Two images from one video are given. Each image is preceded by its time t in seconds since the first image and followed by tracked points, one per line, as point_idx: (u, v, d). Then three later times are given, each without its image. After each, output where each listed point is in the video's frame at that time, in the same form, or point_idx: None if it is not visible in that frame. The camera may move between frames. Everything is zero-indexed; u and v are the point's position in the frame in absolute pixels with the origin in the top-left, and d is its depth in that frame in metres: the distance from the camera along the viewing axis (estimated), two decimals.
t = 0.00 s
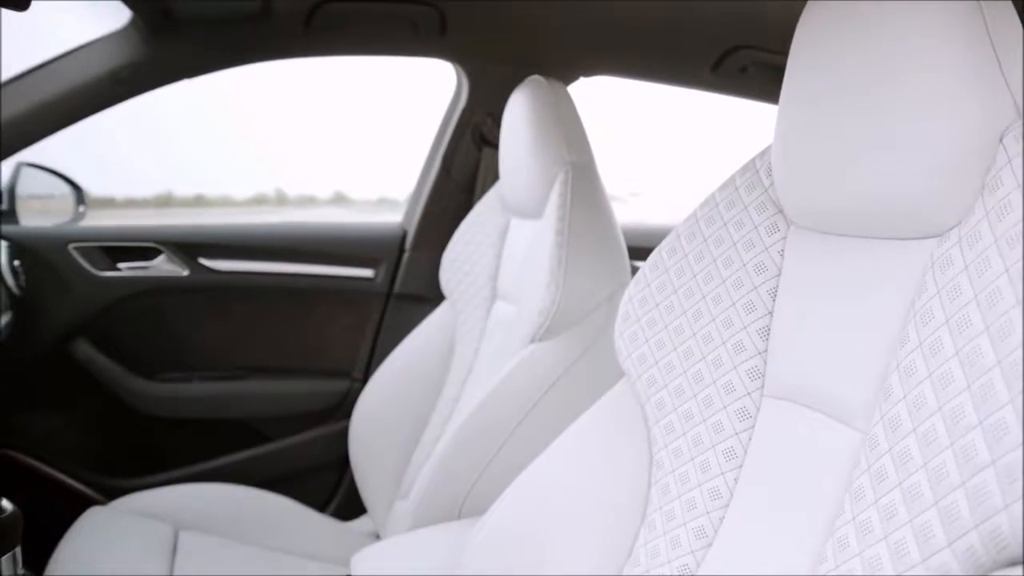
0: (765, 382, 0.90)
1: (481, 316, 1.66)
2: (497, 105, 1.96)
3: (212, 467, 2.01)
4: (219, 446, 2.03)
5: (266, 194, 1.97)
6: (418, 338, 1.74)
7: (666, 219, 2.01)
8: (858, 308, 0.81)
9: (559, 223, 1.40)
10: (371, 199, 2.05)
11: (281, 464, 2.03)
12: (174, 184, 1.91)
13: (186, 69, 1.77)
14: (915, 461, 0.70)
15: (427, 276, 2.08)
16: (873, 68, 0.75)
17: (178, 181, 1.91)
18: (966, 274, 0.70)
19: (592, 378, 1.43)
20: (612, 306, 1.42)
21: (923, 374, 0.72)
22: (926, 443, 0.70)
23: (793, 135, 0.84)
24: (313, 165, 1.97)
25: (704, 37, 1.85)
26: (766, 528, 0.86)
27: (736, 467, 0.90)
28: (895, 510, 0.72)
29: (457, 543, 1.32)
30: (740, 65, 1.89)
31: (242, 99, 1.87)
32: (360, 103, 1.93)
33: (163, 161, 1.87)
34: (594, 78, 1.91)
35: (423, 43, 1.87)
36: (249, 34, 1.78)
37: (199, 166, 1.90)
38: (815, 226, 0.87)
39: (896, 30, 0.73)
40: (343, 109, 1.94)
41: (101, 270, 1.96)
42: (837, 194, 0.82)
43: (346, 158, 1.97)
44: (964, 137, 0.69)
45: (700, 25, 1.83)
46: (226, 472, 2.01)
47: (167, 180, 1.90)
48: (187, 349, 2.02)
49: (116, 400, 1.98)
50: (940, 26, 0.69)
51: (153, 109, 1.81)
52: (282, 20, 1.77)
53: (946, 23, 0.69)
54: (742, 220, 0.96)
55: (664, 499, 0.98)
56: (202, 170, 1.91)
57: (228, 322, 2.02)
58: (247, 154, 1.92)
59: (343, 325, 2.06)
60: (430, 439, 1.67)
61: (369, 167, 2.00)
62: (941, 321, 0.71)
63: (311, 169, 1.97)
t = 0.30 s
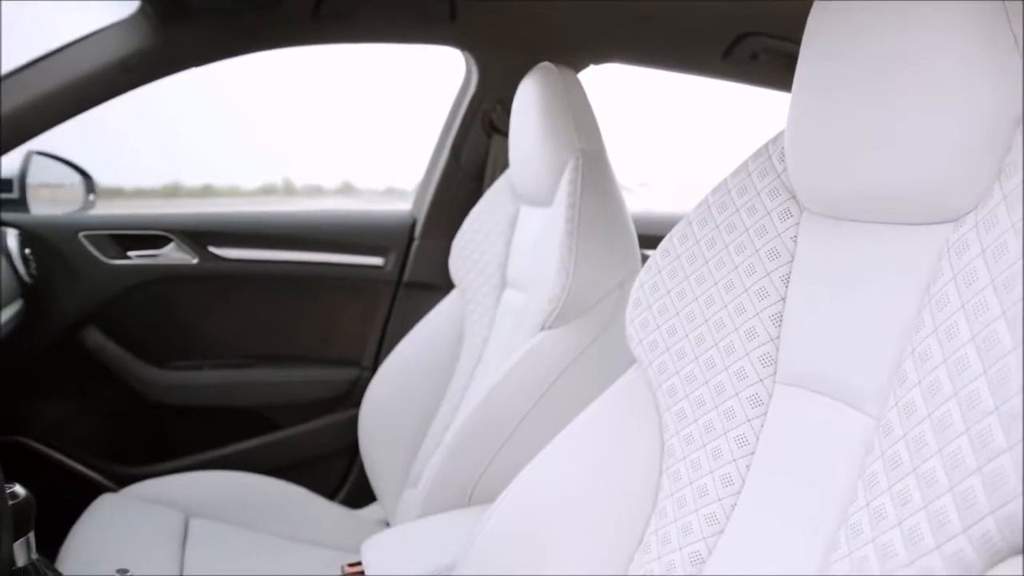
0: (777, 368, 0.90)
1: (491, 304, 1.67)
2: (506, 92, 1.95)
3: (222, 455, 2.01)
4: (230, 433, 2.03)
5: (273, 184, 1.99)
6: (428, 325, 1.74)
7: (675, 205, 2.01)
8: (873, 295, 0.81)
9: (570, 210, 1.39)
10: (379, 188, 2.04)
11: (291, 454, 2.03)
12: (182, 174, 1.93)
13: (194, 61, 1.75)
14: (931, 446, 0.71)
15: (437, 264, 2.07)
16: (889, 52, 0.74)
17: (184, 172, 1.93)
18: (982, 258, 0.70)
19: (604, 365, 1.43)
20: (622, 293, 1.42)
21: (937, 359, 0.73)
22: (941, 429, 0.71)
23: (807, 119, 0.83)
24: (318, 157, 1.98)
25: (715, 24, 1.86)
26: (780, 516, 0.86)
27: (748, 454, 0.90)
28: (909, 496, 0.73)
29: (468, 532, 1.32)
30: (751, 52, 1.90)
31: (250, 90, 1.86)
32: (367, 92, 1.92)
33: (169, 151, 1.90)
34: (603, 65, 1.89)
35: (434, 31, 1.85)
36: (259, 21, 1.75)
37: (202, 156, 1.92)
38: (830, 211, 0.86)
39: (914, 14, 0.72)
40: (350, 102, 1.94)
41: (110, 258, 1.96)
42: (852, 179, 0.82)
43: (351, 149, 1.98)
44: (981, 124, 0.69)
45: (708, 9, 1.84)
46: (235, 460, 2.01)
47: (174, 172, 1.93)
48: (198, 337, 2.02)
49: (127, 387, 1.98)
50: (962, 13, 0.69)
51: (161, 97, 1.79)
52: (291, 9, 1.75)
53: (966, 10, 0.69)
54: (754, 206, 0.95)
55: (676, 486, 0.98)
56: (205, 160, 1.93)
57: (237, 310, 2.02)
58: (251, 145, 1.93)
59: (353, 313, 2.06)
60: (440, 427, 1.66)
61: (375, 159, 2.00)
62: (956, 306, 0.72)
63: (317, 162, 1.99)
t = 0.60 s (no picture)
0: (789, 354, 0.90)
1: (500, 291, 1.66)
2: (514, 82, 1.95)
3: (230, 443, 2.00)
4: (240, 421, 2.04)
5: (281, 173, 1.99)
6: (437, 312, 1.73)
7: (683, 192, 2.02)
8: (887, 280, 0.81)
9: (580, 196, 1.39)
10: (386, 176, 2.03)
11: (301, 442, 2.03)
12: (191, 164, 1.93)
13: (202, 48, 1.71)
14: (944, 432, 0.71)
15: (445, 252, 2.07)
16: (897, 39, 0.74)
17: (193, 163, 1.93)
18: (999, 243, 0.70)
19: (615, 353, 1.41)
20: (632, 281, 1.41)
21: (953, 343, 0.73)
22: (956, 415, 0.71)
23: (819, 104, 0.83)
24: (326, 145, 1.98)
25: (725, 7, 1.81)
26: (793, 502, 0.85)
27: (760, 440, 0.90)
28: (922, 481, 0.73)
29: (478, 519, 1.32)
30: (763, 38, 1.83)
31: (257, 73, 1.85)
32: (376, 79, 1.91)
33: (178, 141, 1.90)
34: (612, 51, 1.86)
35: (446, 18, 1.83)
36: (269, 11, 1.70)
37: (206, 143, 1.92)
38: (841, 196, 0.86)
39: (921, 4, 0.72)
40: (359, 87, 1.93)
41: (120, 246, 1.96)
42: (863, 165, 0.81)
43: (360, 138, 1.97)
44: (991, 109, 0.69)
45: None
46: (244, 447, 2.01)
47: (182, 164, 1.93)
48: (208, 324, 2.03)
49: (137, 375, 1.98)
50: None
51: (169, 83, 1.77)
52: None
53: None
54: (766, 191, 0.95)
55: (687, 472, 0.97)
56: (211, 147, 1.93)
57: (246, 297, 2.03)
58: (259, 134, 1.93)
59: (362, 300, 2.06)
60: (449, 415, 1.66)
61: (383, 147, 1.99)
62: (972, 290, 0.72)
63: (325, 150, 1.99)
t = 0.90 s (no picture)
0: (797, 343, 0.89)
1: (506, 282, 1.66)
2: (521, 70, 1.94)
3: (237, 433, 2.02)
4: (246, 411, 2.04)
5: (286, 164, 1.97)
6: (443, 303, 1.74)
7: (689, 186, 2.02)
8: (896, 269, 0.80)
9: (587, 186, 1.38)
10: (391, 168, 2.04)
11: (307, 432, 2.04)
12: (197, 157, 1.91)
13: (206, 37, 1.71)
14: (954, 420, 0.72)
15: (450, 243, 2.07)
16: (908, 30, 0.74)
17: (200, 156, 1.91)
18: (1010, 231, 0.70)
19: (623, 343, 1.42)
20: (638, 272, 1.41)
21: (963, 332, 0.73)
22: (966, 403, 0.71)
23: (829, 96, 0.83)
24: (331, 138, 1.97)
25: None
26: (801, 491, 0.85)
27: (767, 430, 0.90)
28: (931, 470, 0.73)
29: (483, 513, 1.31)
30: (770, 27, 1.84)
31: (262, 63, 1.84)
32: (380, 70, 1.91)
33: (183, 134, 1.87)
34: (617, 41, 1.86)
35: (454, 8, 1.83)
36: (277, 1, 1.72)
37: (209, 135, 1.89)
38: (850, 184, 0.86)
39: None
40: (364, 79, 1.92)
41: (126, 237, 1.94)
42: (873, 154, 0.81)
43: (366, 130, 1.96)
44: (998, 97, 0.69)
45: None
46: (250, 438, 2.02)
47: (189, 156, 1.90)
48: (214, 315, 2.03)
49: (144, 365, 1.98)
50: None
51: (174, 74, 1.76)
52: None
53: None
54: (775, 179, 0.95)
55: (694, 461, 0.97)
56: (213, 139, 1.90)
57: (252, 287, 2.03)
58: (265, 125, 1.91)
59: (367, 291, 2.07)
60: (454, 406, 1.66)
61: (387, 140, 1.99)
62: (983, 278, 0.72)
63: (330, 143, 1.97)
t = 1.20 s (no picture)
0: (802, 335, 0.89)
1: (510, 275, 1.65)
2: (525, 62, 1.93)
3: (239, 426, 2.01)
4: (249, 404, 2.04)
5: (289, 158, 1.99)
6: (447, 296, 1.74)
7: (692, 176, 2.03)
8: (902, 260, 0.80)
9: (592, 177, 1.38)
10: (394, 162, 2.05)
11: (311, 424, 2.04)
12: (201, 152, 1.93)
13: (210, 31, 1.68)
14: (961, 412, 0.72)
15: (453, 236, 2.06)
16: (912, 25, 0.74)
17: (203, 151, 1.93)
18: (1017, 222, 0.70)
19: (626, 333, 1.42)
20: (642, 265, 1.41)
21: (970, 323, 0.73)
22: (973, 393, 0.71)
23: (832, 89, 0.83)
24: (333, 132, 1.98)
25: None
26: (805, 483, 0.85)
27: (772, 422, 0.90)
28: (937, 462, 0.73)
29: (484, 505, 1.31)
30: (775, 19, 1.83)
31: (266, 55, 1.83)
32: (384, 63, 1.91)
33: (186, 128, 1.88)
34: (622, 33, 1.84)
35: None
36: None
37: (212, 129, 1.91)
38: (856, 175, 0.86)
39: None
40: (368, 71, 1.92)
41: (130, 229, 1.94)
42: (879, 145, 0.81)
43: (368, 125, 1.97)
44: (1001, 92, 0.69)
45: None
46: (253, 430, 2.02)
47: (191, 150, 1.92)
48: (217, 307, 2.03)
49: (148, 357, 1.98)
50: None
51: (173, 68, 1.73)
52: None
53: None
54: (781, 171, 0.95)
55: (699, 453, 0.97)
56: (217, 133, 1.92)
57: (256, 280, 2.03)
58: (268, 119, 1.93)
59: (371, 284, 2.06)
60: (458, 398, 1.66)
61: (389, 134, 2.00)
62: (990, 269, 0.72)
63: (332, 136, 1.98)
